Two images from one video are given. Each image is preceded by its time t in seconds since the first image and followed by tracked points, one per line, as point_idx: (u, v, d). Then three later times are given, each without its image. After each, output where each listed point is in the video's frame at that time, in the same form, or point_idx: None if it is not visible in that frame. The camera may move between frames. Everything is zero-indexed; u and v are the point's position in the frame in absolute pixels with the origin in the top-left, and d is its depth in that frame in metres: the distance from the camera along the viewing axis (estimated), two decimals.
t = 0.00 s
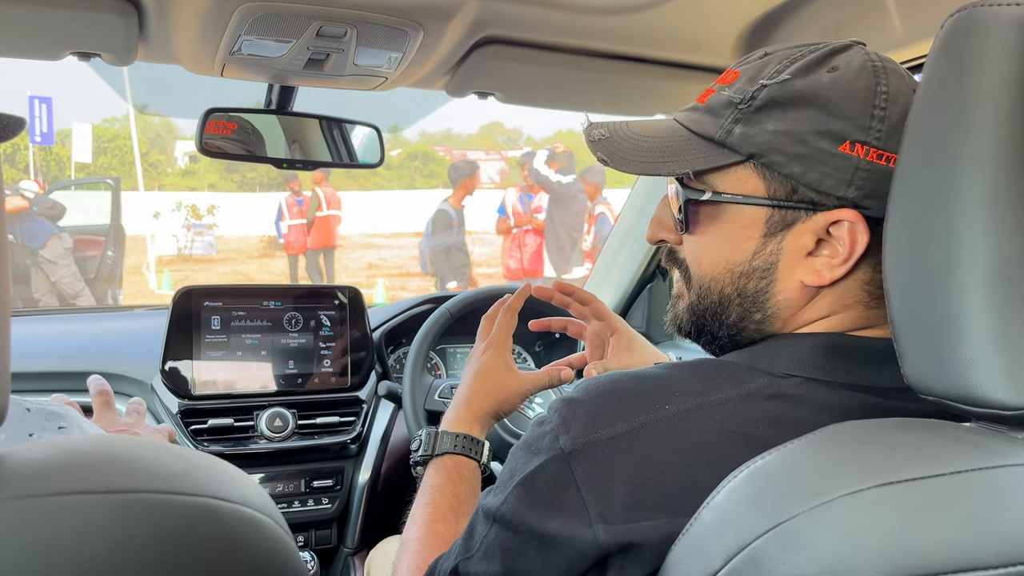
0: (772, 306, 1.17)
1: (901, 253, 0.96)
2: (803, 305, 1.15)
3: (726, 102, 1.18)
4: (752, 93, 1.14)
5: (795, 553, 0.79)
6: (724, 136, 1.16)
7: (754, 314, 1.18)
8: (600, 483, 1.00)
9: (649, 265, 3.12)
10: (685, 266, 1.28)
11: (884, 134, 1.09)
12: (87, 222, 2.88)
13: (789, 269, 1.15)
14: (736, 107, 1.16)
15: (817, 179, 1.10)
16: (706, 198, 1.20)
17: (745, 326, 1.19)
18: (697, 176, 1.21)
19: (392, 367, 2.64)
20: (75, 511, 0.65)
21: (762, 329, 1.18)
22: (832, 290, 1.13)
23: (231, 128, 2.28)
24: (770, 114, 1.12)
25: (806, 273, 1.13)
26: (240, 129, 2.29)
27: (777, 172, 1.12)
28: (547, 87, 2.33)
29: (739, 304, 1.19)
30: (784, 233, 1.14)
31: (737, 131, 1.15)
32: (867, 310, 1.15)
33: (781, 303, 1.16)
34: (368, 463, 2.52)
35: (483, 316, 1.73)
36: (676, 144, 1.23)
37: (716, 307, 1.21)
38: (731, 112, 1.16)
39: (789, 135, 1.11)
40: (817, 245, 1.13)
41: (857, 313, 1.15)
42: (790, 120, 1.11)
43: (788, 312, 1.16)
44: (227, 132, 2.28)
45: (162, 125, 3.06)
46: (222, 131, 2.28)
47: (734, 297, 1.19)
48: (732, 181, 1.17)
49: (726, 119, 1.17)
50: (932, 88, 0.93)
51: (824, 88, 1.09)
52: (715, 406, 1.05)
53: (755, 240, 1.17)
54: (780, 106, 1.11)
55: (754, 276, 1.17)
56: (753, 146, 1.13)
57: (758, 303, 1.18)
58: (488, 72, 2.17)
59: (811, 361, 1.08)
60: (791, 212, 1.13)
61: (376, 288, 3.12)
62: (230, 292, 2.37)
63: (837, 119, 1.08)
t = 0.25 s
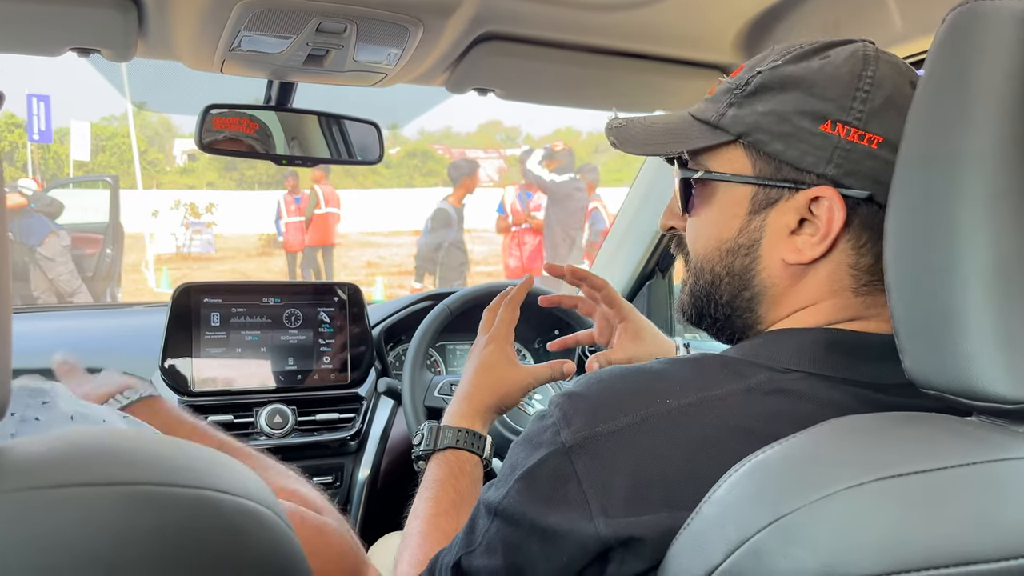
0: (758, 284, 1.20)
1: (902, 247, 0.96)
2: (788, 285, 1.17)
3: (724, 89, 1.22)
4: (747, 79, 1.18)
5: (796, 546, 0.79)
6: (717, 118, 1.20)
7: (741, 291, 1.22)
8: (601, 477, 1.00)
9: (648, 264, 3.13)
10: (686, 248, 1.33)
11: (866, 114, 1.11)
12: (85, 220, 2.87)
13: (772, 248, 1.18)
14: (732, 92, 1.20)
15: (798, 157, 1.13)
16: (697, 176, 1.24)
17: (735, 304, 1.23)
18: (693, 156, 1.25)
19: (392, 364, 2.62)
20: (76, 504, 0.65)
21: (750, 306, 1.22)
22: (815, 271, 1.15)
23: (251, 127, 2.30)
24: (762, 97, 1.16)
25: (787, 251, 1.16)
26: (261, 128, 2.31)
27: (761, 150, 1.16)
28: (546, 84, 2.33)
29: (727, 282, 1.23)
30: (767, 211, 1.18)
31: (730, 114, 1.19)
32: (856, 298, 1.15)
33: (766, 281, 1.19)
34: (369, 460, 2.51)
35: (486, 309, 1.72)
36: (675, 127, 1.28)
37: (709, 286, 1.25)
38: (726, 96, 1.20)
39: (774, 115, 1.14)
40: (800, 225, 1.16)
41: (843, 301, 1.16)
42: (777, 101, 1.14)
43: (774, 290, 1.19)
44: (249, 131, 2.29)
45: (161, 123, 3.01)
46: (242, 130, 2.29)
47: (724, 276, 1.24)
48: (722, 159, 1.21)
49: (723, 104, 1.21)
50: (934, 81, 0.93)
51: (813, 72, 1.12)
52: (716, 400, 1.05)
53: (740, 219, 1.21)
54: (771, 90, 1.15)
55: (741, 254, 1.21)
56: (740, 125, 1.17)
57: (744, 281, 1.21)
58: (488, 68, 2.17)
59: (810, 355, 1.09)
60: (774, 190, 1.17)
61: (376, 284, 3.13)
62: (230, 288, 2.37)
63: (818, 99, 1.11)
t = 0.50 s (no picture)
0: (750, 278, 1.21)
1: (899, 242, 0.96)
2: (778, 277, 1.18)
3: (719, 89, 1.24)
4: (739, 78, 1.20)
5: (793, 541, 0.79)
6: (711, 116, 1.22)
7: (734, 285, 1.23)
8: (598, 471, 1.00)
9: (648, 262, 3.14)
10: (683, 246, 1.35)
11: (852, 109, 1.12)
12: (84, 218, 2.89)
13: (762, 241, 1.19)
14: (726, 91, 1.22)
15: (786, 150, 1.14)
16: (691, 172, 1.26)
17: (727, 297, 1.24)
18: (689, 153, 1.27)
19: (391, 362, 2.63)
20: (75, 499, 0.65)
21: (743, 300, 1.23)
22: (804, 263, 1.15)
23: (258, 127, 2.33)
24: (754, 94, 1.17)
25: (776, 243, 1.17)
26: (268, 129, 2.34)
27: (751, 145, 1.18)
28: (546, 82, 2.32)
29: (721, 276, 1.24)
30: (758, 205, 1.19)
31: (723, 112, 1.21)
32: (847, 291, 1.15)
33: (757, 273, 1.20)
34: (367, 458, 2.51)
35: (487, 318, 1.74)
36: (672, 127, 1.30)
37: (703, 280, 1.27)
38: (721, 95, 1.22)
39: (764, 110, 1.16)
40: (790, 218, 1.17)
41: (834, 294, 1.15)
42: (768, 98, 1.16)
43: (765, 284, 1.20)
44: (256, 132, 2.32)
45: (161, 122, 2.99)
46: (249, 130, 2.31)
47: (718, 270, 1.25)
48: (714, 156, 1.23)
49: (716, 102, 1.23)
50: (932, 78, 0.93)
51: (803, 69, 1.13)
52: (713, 395, 1.05)
53: (732, 213, 1.22)
54: (763, 88, 1.17)
55: (733, 247, 1.23)
56: (732, 121, 1.19)
57: (737, 274, 1.22)
58: (487, 66, 2.17)
59: (807, 349, 1.09)
60: (765, 183, 1.18)
61: (376, 281, 3.13)
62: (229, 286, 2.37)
63: (807, 95, 1.12)
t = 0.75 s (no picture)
0: (745, 276, 1.22)
1: (900, 240, 0.96)
2: (771, 273, 1.18)
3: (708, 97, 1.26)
4: (727, 83, 1.22)
5: (793, 537, 0.79)
6: (701, 121, 1.24)
7: (731, 285, 1.24)
8: (600, 466, 1.01)
9: (648, 261, 3.28)
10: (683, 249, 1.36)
11: (836, 106, 1.13)
12: (84, 216, 2.88)
13: (755, 238, 1.20)
14: (715, 97, 1.24)
15: (773, 148, 1.15)
16: (684, 176, 1.27)
17: (725, 296, 1.25)
18: (682, 158, 1.28)
19: (392, 361, 2.61)
20: (75, 494, 0.65)
21: (740, 299, 1.23)
22: (796, 258, 1.16)
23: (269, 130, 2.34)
24: (742, 98, 1.19)
25: (768, 240, 1.18)
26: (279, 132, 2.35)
27: (739, 145, 1.18)
28: (546, 80, 2.32)
29: (718, 276, 1.25)
30: (748, 203, 1.20)
31: (712, 117, 1.23)
32: (840, 284, 1.15)
33: (751, 270, 1.21)
34: (368, 459, 2.49)
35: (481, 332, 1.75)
36: (665, 134, 1.31)
37: (703, 281, 1.28)
38: (710, 101, 1.24)
39: (751, 112, 1.17)
40: (780, 214, 1.17)
41: (827, 289, 1.15)
42: (754, 101, 1.17)
43: (759, 281, 1.20)
44: (266, 134, 2.33)
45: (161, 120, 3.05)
46: (260, 133, 2.33)
47: (715, 270, 1.26)
48: (704, 158, 1.24)
49: (706, 108, 1.25)
50: (933, 77, 0.93)
51: (787, 71, 1.15)
52: (713, 392, 1.06)
53: (725, 213, 1.23)
54: (749, 91, 1.18)
55: (727, 246, 1.24)
56: (720, 124, 1.20)
57: (733, 273, 1.23)
58: (487, 64, 2.17)
59: (806, 345, 1.09)
60: (754, 181, 1.18)
61: (377, 280, 3.13)
62: (230, 284, 2.37)
63: (790, 95, 1.14)
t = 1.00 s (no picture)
0: (749, 280, 1.23)
1: (902, 240, 0.97)
2: (774, 276, 1.19)
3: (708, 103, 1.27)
4: (724, 87, 1.22)
5: (797, 536, 0.79)
6: (700, 128, 1.25)
7: (735, 288, 1.25)
8: (603, 468, 1.01)
9: (650, 259, 3.30)
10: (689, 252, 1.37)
11: (828, 106, 1.12)
12: (89, 217, 2.90)
13: (757, 242, 1.21)
14: (714, 103, 1.24)
15: (768, 153, 1.15)
16: (688, 184, 1.28)
17: (730, 299, 1.26)
18: (686, 165, 1.29)
19: (395, 359, 2.63)
20: (81, 492, 0.65)
21: (745, 302, 1.24)
22: (797, 262, 1.16)
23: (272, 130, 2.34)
24: (737, 104, 1.19)
25: (769, 244, 1.18)
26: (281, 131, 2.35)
27: (734, 151, 1.19)
28: (549, 80, 2.33)
29: (723, 279, 1.26)
30: (749, 208, 1.20)
31: (710, 122, 1.23)
32: (841, 285, 1.16)
33: (754, 273, 1.22)
34: (371, 455, 2.54)
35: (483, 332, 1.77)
36: (667, 141, 1.32)
37: (708, 285, 1.29)
38: (710, 108, 1.25)
39: (745, 117, 1.18)
40: (780, 218, 1.18)
41: (828, 291, 1.16)
42: (748, 105, 1.18)
43: (762, 284, 1.21)
44: (270, 135, 2.34)
45: (165, 121, 3.10)
46: (264, 134, 2.33)
47: (719, 274, 1.27)
48: (705, 165, 1.25)
49: (706, 114, 1.26)
50: (934, 77, 0.94)
51: (779, 73, 1.15)
52: (716, 393, 1.06)
53: (726, 218, 1.24)
54: (744, 96, 1.19)
55: (730, 251, 1.24)
56: (717, 132, 1.21)
57: (737, 277, 1.24)
58: (490, 65, 2.18)
59: (809, 347, 1.10)
60: (753, 185, 1.19)
61: (381, 278, 3.14)
62: (234, 284, 2.38)
63: (783, 98, 1.14)
